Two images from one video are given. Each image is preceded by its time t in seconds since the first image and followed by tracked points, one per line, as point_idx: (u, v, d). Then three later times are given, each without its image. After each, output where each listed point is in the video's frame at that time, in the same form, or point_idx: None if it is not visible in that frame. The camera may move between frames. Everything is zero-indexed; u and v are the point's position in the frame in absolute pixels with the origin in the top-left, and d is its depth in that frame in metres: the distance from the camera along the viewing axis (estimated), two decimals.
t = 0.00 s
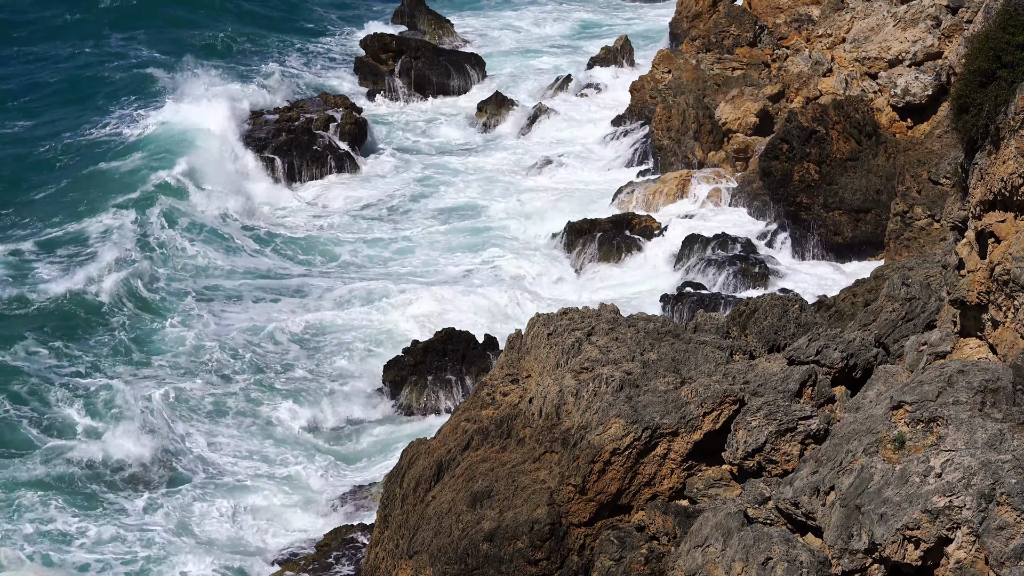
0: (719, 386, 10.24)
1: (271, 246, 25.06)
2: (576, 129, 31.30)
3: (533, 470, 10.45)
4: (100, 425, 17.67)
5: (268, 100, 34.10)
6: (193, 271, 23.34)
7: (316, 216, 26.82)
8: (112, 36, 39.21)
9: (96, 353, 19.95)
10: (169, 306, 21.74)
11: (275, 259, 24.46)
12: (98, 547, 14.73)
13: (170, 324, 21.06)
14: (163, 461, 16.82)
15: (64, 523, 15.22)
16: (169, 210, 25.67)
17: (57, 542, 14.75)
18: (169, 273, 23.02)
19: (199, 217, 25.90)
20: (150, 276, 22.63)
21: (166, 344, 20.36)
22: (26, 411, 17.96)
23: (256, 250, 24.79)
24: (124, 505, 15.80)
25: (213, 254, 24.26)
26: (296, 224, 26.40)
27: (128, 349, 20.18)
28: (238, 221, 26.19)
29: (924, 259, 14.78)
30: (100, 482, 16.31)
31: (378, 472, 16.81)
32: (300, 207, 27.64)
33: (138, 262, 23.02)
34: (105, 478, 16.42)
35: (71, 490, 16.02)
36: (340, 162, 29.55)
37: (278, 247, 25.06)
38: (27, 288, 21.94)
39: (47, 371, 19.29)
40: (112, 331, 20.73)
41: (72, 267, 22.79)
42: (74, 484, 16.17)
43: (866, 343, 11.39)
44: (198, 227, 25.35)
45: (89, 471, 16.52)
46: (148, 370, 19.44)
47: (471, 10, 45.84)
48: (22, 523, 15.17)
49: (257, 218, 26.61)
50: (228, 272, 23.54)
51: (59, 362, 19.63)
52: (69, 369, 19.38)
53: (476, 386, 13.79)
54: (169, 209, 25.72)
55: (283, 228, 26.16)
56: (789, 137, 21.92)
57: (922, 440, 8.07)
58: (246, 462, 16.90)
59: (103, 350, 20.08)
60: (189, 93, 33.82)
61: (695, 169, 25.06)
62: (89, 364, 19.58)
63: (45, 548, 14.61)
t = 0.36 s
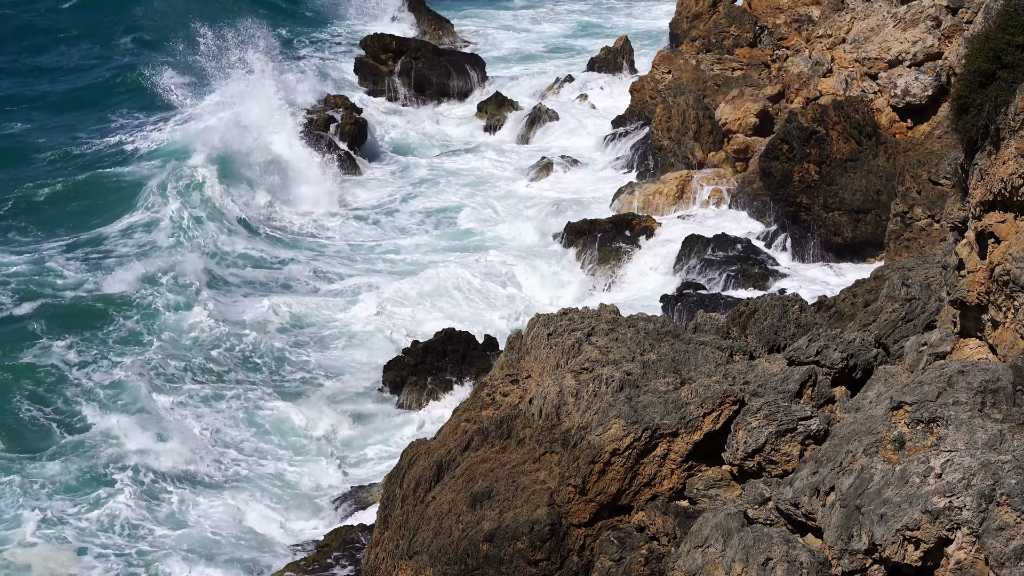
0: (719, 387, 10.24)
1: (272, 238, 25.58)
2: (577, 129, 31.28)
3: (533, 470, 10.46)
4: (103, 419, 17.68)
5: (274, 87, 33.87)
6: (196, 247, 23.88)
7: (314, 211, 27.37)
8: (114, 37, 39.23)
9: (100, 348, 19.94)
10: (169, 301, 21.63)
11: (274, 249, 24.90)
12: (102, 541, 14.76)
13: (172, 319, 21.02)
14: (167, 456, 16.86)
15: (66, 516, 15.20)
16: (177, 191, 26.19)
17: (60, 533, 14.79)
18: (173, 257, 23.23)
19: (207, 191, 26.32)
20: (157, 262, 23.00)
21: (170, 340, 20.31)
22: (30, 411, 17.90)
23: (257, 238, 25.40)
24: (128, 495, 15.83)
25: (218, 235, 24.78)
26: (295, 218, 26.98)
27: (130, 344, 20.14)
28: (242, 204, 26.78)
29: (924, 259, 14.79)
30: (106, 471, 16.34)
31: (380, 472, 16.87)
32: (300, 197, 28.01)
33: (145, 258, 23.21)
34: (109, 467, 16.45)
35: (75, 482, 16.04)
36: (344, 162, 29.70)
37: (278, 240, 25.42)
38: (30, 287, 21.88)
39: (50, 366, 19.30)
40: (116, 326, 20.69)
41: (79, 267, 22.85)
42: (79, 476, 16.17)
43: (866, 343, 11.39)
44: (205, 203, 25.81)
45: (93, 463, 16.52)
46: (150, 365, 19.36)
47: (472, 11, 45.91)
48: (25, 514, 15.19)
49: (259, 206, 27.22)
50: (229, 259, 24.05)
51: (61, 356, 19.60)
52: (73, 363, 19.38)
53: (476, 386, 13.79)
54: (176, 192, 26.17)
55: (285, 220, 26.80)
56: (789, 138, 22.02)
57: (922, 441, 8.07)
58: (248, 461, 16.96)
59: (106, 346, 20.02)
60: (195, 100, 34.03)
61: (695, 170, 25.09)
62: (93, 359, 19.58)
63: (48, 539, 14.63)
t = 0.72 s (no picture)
0: (719, 386, 10.24)
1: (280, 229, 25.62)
2: (577, 129, 31.28)
3: (533, 470, 10.46)
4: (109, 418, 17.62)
5: (278, 94, 33.90)
6: (203, 245, 23.96)
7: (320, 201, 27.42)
8: (114, 36, 39.27)
9: (105, 348, 19.95)
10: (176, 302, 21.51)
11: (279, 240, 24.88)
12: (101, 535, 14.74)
13: (178, 317, 20.99)
14: (170, 455, 16.84)
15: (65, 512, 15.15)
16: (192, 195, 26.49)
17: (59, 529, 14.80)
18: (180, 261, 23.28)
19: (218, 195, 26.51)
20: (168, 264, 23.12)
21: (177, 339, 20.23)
22: (39, 412, 17.91)
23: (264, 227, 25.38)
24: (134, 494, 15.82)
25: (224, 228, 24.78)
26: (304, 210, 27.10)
27: (136, 342, 20.11)
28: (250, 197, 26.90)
29: (924, 259, 14.78)
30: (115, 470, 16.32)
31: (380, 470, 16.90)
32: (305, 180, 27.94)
33: (151, 260, 23.27)
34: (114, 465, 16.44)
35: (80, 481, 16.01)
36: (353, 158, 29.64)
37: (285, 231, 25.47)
38: (40, 287, 21.86)
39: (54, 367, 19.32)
40: (122, 325, 20.64)
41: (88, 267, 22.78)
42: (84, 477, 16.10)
43: (867, 343, 11.40)
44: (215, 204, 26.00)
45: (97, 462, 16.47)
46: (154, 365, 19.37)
47: (471, 10, 45.89)
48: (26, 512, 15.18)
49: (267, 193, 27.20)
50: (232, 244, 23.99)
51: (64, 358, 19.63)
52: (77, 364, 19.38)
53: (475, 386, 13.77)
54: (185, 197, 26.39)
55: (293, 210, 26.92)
56: (789, 137, 22.14)
57: (922, 440, 8.08)
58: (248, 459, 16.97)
59: (111, 346, 20.01)
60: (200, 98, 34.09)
61: (695, 169, 25.05)
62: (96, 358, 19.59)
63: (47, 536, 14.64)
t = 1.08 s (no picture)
0: (719, 387, 10.24)
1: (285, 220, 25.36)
2: (577, 129, 31.32)
3: (533, 471, 10.45)
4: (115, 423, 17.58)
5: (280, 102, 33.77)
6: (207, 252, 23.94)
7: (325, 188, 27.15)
8: (115, 37, 39.25)
9: (110, 352, 19.95)
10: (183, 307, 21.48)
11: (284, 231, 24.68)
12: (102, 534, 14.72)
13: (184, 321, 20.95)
14: (171, 456, 16.74)
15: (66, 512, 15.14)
16: (195, 206, 26.34)
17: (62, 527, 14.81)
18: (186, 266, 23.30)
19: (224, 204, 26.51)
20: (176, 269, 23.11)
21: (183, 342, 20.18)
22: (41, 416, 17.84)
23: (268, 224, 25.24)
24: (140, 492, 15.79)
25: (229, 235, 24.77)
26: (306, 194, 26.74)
27: (139, 346, 20.10)
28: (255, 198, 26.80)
29: (924, 259, 14.77)
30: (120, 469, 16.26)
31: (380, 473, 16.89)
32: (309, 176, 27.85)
33: (157, 265, 23.25)
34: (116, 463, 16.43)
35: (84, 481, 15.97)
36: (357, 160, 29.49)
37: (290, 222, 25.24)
38: (47, 294, 21.81)
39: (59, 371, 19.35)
40: (129, 332, 20.53)
41: (95, 273, 22.74)
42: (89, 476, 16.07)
43: (866, 344, 11.40)
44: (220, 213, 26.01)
45: (104, 464, 16.40)
46: (158, 371, 19.35)
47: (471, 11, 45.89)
48: (27, 512, 15.18)
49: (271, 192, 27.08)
50: (237, 249, 23.98)
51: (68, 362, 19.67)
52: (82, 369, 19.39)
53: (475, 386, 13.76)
54: (192, 205, 26.40)
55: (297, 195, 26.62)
56: (789, 138, 22.18)
57: (922, 441, 8.08)
58: (248, 454, 16.90)
59: (115, 350, 20.02)
60: (201, 103, 34.13)
61: (695, 170, 25.01)
62: (101, 364, 19.59)
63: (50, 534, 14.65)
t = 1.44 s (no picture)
0: (719, 386, 10.24)
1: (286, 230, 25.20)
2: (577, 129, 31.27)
3: (533, 470, 10.45)
4: (119, 430, 17.60)
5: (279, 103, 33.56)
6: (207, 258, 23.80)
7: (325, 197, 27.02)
8: (115, 39, 39.31)
9: (110, 358, 19.93)
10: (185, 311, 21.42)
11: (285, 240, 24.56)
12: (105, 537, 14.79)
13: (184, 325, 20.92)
14: (172, 460, 16.76)
15: (71, 517, 15.24)
16: (196, 211, 26.19)
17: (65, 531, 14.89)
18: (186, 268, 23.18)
19: (224, 211, 26.37)
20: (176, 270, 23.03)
21: (184, 347, 20.14)
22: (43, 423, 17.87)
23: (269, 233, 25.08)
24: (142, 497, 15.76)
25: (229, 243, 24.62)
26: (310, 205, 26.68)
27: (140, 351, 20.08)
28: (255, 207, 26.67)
29: (923, 259, 14.75)
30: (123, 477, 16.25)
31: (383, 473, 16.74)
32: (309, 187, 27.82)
33: (158, 268, 23.15)
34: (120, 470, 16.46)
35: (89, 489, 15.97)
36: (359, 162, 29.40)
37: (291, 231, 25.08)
38: (50, 300, 21.80)
39: (61, 377, 19.39)
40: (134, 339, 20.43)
41: (96, 278, 22.68)
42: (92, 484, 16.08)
43: (866, 343, 11.40)
44: (220, 220, 25.87)
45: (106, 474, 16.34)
46: (158, 376, 19.32)
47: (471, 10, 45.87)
48: (32, 517, 15.25)
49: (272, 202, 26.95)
50: (237, 256, 23.85)
51: (70, 368, 19.70)
52: (83, 375, 19.41)
53: (475, 386, 13.75)
54: (191, 210, 26.23)
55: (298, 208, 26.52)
56: (788, 137, 22.20)
57: (922, 440, 8.07)
58: (250, 453, 16.93)
59: (116, 355, 20.01)
60: (201, 107, 34.19)
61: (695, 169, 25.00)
62: (102, 369, 19.58)
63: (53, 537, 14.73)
